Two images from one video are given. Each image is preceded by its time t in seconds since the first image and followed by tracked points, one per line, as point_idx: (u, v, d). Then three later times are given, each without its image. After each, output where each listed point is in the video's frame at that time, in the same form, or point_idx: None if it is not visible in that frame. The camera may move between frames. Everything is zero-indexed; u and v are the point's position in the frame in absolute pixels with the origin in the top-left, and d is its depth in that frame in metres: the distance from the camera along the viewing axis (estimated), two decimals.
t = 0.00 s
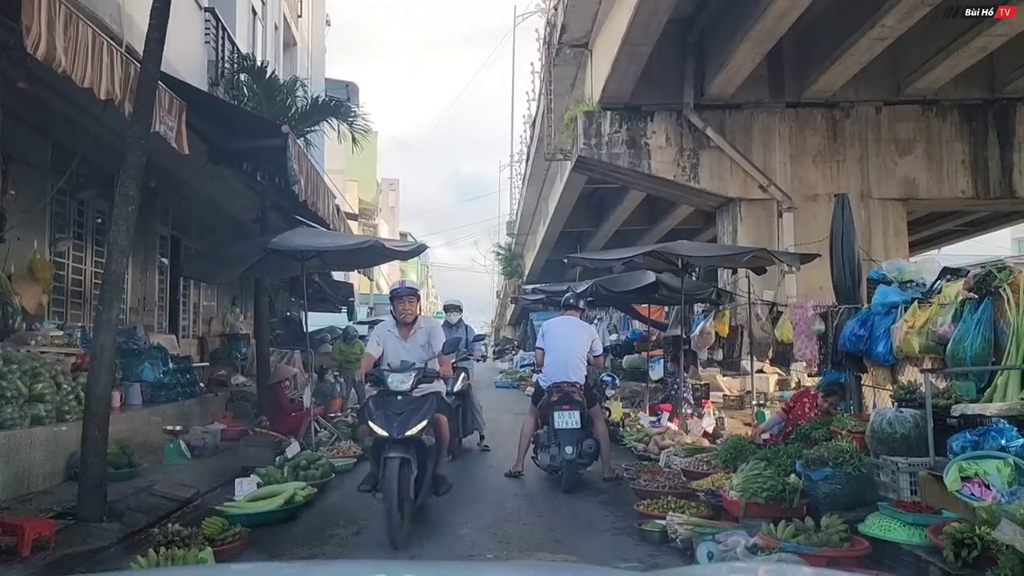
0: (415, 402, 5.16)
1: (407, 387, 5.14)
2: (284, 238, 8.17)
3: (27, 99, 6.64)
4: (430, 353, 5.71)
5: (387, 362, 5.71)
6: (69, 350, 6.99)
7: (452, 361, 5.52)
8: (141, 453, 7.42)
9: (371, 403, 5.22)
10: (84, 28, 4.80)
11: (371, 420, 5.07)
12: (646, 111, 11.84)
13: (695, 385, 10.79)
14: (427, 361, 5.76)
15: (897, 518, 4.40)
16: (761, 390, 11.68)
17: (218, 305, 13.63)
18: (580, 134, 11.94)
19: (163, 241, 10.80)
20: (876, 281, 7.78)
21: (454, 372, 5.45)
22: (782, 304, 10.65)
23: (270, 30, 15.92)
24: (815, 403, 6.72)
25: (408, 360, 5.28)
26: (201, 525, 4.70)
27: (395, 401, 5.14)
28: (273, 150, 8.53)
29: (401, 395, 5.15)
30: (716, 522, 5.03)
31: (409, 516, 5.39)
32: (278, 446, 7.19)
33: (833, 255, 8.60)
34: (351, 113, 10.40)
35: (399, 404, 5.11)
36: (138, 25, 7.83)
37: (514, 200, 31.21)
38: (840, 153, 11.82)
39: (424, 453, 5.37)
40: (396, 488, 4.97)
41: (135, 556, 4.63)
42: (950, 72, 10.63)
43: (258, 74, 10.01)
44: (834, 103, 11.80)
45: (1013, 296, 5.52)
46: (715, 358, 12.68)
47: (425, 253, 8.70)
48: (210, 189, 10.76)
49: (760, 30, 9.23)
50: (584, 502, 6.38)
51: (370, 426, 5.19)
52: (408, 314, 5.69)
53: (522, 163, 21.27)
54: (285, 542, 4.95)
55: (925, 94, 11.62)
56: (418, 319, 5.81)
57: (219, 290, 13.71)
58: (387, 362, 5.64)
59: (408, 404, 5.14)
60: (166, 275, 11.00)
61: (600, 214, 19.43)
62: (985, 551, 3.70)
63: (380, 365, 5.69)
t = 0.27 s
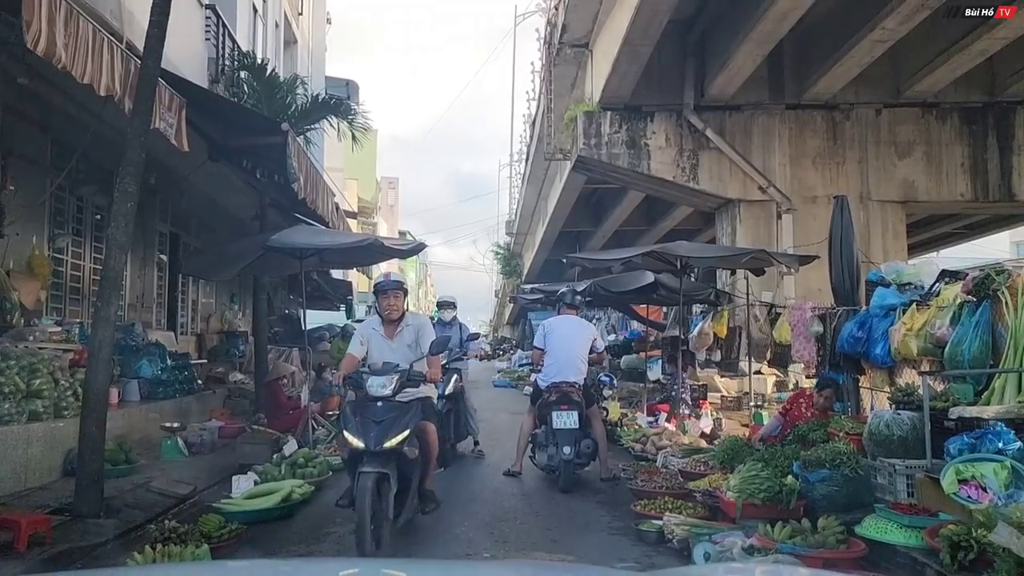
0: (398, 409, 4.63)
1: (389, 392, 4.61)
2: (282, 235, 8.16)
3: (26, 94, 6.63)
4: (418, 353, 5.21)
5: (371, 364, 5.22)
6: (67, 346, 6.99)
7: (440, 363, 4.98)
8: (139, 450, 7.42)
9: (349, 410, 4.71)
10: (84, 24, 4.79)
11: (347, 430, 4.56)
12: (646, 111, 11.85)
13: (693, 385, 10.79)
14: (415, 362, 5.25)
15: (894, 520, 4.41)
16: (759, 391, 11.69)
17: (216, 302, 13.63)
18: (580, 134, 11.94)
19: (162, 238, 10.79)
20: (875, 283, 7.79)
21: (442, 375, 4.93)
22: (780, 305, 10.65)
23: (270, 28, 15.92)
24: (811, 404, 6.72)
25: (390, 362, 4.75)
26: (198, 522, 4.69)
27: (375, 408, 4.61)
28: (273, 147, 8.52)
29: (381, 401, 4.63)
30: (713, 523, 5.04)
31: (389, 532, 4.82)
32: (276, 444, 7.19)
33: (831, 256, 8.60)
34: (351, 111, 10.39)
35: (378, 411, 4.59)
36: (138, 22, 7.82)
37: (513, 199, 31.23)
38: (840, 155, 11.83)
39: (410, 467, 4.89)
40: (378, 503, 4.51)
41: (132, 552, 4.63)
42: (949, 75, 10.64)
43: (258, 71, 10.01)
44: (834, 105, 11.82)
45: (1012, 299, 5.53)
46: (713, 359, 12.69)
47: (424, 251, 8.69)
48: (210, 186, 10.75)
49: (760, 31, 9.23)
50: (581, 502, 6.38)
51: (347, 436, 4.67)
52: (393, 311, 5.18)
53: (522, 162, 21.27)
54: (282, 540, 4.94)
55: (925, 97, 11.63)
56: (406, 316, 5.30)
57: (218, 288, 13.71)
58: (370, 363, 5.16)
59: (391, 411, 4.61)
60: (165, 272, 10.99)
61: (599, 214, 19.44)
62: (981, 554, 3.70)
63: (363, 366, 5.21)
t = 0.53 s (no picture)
0: (375, 417, 4.28)
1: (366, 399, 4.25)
2: (282, 235, 8.16)
3: (27, 92, 6.63)
4: (404, 354, 4.97)
5: (354, 364, 4.99)
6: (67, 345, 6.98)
7: (425, 366, 4.75)
8: (138, 448, 7.42)
9: (320, 419, 4.34)
10: (85, 22, 4.79)
11: (316, 442, 4.17)
12: (647, 112, 11.86)
13: (692, 386, 10.79)
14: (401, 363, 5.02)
15: (892, 522, 4.40)
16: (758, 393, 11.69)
17: (216, 302, 13.63)
18: (580, 134, 11.93)
19: (161, 237, 10.79)
20: (874, 285, 7.80)
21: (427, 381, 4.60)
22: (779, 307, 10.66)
23: (271, 27, 15.92)
24: (808, 404, 6.73)
25: (368, 366, 4.41)
26: (196, 520, 4.68)
27: (348, 418, 4.25)
28: (274, 146, 8.52)
29: (356, 410, 4.27)
30: (712, 524, 5.04)
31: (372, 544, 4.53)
32: (275, 443, 7.19)
33: (831, 258, 8.60)
34: (351, 110, 10.40)
35: (351, 421, 4.21)
36: (139, 20, 7.82)
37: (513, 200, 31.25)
38: (840, 157, 11.83)
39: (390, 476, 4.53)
40: (356, 525, 4.17)
41: (130, 551, 4.63)
42: (950, 77, 10.64)
43: (259, 70, 10.01)
44: (835, 107, 11.82)
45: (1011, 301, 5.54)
46: (712, 360, 12.69)
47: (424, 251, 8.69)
48: (210, 185, 10.75)
49: (761, 32, 9.24)
50: (580, 502, 6.38)
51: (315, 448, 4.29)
52: (379, 309, 4.96)
53: (522, 163, 21.27)
54: (281, 539, 4.94)
55: (925, 99, 11.64)
56: (393, 315, 5.07)
57: (218, 287, 13.71)
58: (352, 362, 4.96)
59: (366, 420, 4.25)
60: (164, 271, 10.99)
61: (599, 215, 19.44)
62: (980, 556, 3.69)
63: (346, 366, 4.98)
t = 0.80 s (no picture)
0: (346, 430, 3.91)
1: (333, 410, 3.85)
2: (283, 235, 8.16)
3: (28, 93, 6.64)
4: (385, 357, 4.46)
5: (330, 368, 4.50)
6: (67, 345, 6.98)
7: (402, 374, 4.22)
8: (138, 449, 7.42)
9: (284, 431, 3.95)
10: (85, 23, 4.79)
11: (276, 458, 3.79)
12: (647, 114, 11.86)
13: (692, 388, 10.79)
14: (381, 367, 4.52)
15: (892, 523, 4.39)
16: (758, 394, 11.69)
17: (216, 302, 13.63)
18: (580, 136, 11.93)
19: (162, 237, 10.80)
20: (875, 287, 7.80)
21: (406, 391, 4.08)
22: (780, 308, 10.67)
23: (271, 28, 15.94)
24: (806, 404, 6.73)
25: (337, 373, 3.98)
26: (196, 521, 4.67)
27: (314, 431, 3.86)
28: (274, 147, 8.53)
29: (323, 422, 3.88)
30: (711, 526, 5.04)
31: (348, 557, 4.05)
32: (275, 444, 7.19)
33: (832, 259, 8.60)
34: (351, 111, 10.41)
35: (317, 434, 3.83)
36: (140, 21, 7.83)
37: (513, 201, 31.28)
38: (840, 158, 11.84)
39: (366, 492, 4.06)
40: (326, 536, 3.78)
41: (130, 552, 4.63)
42: (950, 79, 10.65)
43: (260, 71, 10.03)
44: (835, 109, 11.82)
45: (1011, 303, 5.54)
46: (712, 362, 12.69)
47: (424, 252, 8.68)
48: (210, 185, 10.76)
49: (762, 34, 9.24)
50: (580, 503, 6.38)
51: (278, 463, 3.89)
52: (356, 308, 4.41)
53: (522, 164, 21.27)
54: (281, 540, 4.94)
55: (926, 101, 11.64)
56: (374, 312, 4.55)
57: (218, 287, 13.72)
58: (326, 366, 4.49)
59: (334, 433, 3.87)
60: (165, 271, 11.00)
61: (599, 216, 19.45)
62: (980, 558, 3.68)
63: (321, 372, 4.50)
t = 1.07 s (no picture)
0: (298, 447, 3.37)
1: (280, 426, 3.34)
2: (284, 237, 8.17)
3: (28, 96, 6.65)
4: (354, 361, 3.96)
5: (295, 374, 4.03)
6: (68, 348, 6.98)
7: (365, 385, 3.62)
8: (139, 451, 7.42)
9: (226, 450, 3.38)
10: (86, 26, 4.80)
11: (212, 482, 3.20)
12: (648, 115, 11.86)
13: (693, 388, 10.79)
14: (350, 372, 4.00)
15: (894, 524, 4.39)
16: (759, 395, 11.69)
17: (217, 304, 13.64)
18: (580, 136, 11.93)
19: (163, 240, 10.81)
20: (875, 287, 7.80)
21: (366, 397, 3.55)
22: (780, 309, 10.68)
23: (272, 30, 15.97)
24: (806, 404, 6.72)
25: (290, 381, 3.48)
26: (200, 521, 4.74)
27: (260, 448, 3.31)
28: (275, 149, 8.53)
29: (271, 437, 3.35)
30: (713, 527, 5.04)
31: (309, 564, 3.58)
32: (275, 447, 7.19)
33: (832, 259, 8.60)
34: (352, 113, 10.42)
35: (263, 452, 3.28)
36: (140, 23, 7.84)
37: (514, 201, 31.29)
38: (840, 159, 11.84)
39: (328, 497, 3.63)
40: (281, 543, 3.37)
41: (132, 555, 4.63)
42: (950, 79, 10.64)
43: (260, 74, 10.04)
44: (835, 109, 11.82)
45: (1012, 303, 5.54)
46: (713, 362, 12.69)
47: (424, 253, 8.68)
48: (211, 187, 10.76)
49: (762, 34, 9.25)
50: (582, 505, 6.38)
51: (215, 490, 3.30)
52: (317, 307, 3.89)
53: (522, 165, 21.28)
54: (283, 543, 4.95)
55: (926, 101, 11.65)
56: (342, 310, 4.04)
57: (219, 289, 13.73)
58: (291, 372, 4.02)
59: (285, 451, 3.32)
60: (166, 273, 11.00)
61: (599, 216, 19.44)
62: (981, 559, 3.69)
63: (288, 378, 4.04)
